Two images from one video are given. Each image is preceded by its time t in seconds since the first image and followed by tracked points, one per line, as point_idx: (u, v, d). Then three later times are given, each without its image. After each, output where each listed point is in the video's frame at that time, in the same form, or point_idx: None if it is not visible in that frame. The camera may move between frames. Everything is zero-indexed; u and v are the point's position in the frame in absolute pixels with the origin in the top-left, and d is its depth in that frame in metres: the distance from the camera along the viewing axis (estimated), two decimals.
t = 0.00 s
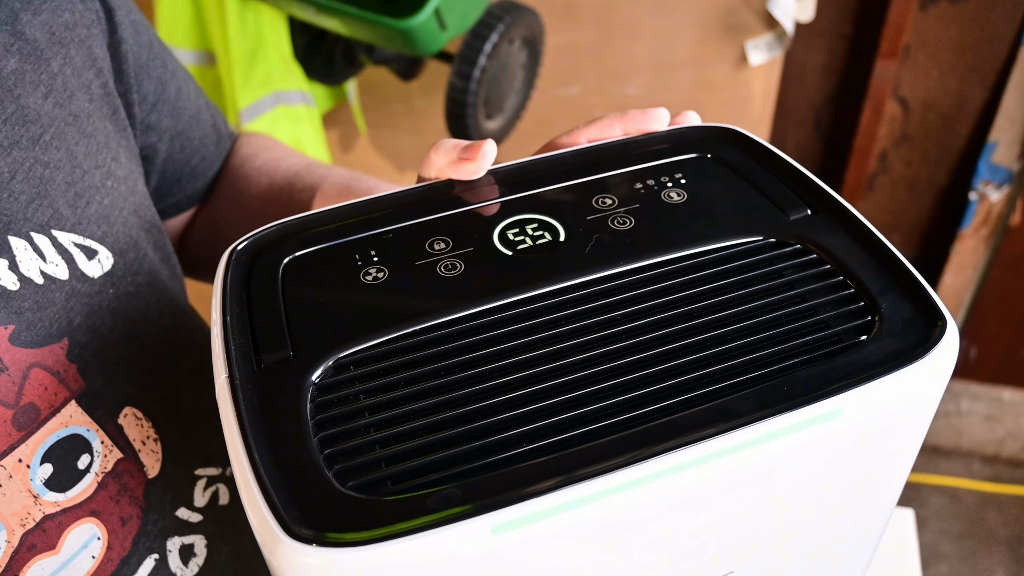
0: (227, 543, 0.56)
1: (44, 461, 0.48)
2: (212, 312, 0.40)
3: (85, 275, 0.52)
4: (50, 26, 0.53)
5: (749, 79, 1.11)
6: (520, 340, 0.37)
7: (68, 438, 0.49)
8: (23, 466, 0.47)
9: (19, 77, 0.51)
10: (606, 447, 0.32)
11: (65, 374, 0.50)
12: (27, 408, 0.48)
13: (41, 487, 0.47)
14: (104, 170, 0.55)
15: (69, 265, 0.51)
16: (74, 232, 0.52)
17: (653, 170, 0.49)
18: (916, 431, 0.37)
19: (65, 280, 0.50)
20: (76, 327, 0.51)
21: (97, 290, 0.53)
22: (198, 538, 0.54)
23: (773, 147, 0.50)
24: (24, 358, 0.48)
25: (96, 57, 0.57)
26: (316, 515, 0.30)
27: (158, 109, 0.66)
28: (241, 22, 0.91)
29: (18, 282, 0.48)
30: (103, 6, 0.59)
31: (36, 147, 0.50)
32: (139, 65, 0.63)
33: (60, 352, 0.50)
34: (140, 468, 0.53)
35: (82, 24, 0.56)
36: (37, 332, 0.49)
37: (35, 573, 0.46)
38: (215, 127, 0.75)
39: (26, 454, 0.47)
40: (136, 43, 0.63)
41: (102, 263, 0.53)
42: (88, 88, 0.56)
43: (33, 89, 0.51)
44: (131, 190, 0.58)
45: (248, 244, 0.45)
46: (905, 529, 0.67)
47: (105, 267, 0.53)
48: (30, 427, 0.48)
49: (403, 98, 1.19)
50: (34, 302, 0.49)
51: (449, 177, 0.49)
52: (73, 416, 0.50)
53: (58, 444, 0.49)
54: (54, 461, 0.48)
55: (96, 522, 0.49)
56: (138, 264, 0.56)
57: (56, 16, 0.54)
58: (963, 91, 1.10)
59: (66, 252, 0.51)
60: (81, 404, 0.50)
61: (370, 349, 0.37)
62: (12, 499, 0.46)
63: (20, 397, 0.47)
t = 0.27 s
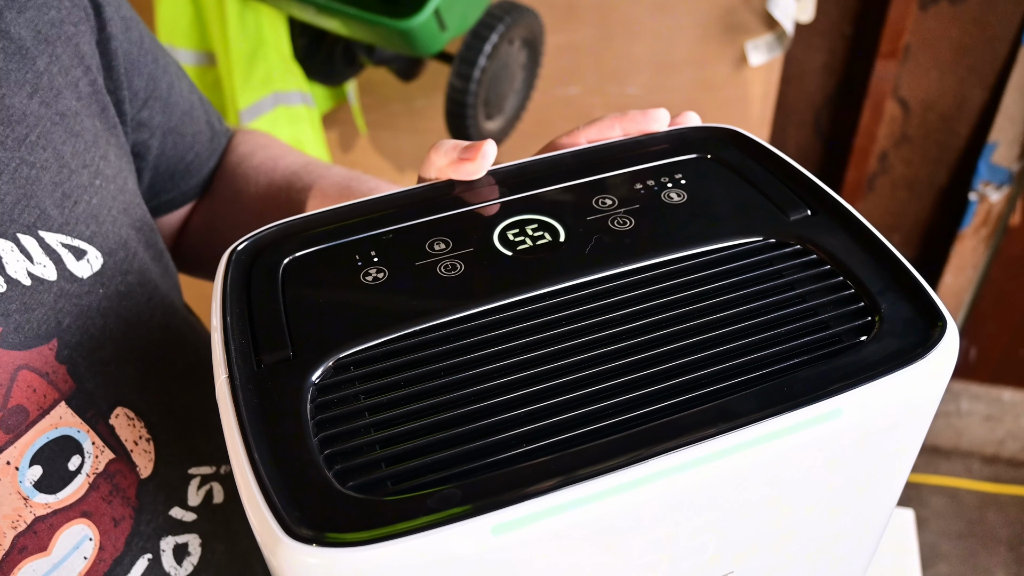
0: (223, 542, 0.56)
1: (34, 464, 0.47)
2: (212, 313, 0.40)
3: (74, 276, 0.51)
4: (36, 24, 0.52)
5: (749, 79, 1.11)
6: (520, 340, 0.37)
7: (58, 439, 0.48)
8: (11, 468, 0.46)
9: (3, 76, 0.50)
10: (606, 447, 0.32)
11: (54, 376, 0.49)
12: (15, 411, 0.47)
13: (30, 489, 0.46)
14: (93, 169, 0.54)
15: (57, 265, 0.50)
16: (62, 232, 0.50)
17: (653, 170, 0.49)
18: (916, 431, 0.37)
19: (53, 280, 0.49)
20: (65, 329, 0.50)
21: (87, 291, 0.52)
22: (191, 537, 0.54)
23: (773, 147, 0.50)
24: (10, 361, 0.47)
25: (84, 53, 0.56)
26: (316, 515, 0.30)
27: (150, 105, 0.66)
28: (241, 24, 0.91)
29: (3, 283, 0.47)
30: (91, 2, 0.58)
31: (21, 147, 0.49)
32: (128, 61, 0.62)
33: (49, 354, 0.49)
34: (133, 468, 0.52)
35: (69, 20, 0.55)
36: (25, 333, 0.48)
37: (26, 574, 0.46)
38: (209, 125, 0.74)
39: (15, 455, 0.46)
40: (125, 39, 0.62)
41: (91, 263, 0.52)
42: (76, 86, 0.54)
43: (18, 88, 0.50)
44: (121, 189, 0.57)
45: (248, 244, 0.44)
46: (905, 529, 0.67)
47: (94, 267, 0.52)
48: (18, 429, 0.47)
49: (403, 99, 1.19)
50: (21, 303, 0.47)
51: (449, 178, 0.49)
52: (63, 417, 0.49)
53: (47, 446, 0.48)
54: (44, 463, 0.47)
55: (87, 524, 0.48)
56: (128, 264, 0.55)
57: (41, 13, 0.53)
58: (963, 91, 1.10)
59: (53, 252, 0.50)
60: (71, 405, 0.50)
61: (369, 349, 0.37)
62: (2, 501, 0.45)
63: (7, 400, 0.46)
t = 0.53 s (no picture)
0: (218, 538, 0.56)
1: (25, 464, 0.47)
2: (212, 313, 0.40)
3: (64, 274, 0.51)
4: (23, 20, 0.52)
5: (749, 79, 1.11)
6: (520, 340, 0.37)
7: (50, 439, 0.48)
8: (3, 468, 0.46)
9: None
10: (606, 447, 0.32)
11: (45, 375, 0.49)
12: (6, 410, 0.46)
13: (23, 489, 0.46)
14: (82, 166, 0.54)
15: (47, 263, 0.49)
16: (51, 230, 0.50)
17: (653, 170, 0.49)
18: (916, 431, 0.37)
19: (43, 279, 0.49)
20: (56, 327, 0.50)
21: (77, 289, 0.52)
22: (188, 534, 0.54)
23: (773, 147, 0.50)
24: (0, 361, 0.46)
25: (73, 50, 0.56)
26: (317, 515, 0.30)
27: (142, 101, 0.66)
28: (241, 25, 0.91)
29: None
30: None
31: (9, 145, 0.49)
32: (120, 55, 0.63)
33: (39, 353, 0.49)
34: (127, 466, 0.52)
35: (58, 16, 0.55)
36: (14, 333, 0.47)
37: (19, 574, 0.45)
38: (202, 120, 0.74)
39: (7, 456, 0.46)
40: (116, 34, 0.62)
41: (82, 261, 0.52)
42: (65, 82, 0.54)
43: (5, 85, 0.50)
44: (111, 185, 0.57)
45: (248, 244, 0.44)
46: (905, 530, 0.67)
47: (85, 265, 0.52)
48: (9, 429, 0.46)
49: (403, 99, 1.19)
50: (10, 302, 0.47)
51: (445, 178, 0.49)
52: (55, 417, 0.49)
53: (39, 445, 0.47)
54: (36, 463, 0.47)
55: (82, 523, 0.48)
56: (119, 260, 0.55)
57: (28, 9, 0.52)
58: (963, 91, 1.10)
59: (43, 250, 0.49)
60: (63, 404, 0.49)
61: (370, 349, 0.37)
62: None
63: None
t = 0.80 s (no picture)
0: (218, 532, 0.55)
1: (24, 461, 0.47)
2: (212, 313, 0.40)
3: (61, 272, 0.51)
4: (20, 18, 0.52)
5: (749, 79, 1.11)
6: (521, 340, 0.37)
7: (48, 436, 0.48)
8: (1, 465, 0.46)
9: None
10: (606, 447, 0.32)
11: (42, 373, 0.49)
12: (4, 408, 0.46)
13: (22, 486, 0.46)
14: (79, 164, 0.54)
15: (44, 262, 0.49)
16: (48, 228, 0.50)
17: (653, 170, 0.49)
18: (916, 431, 0.37)
19: (40, 277, 0.49)
20: (54, 325, 0.50)
21: (75, 287, 0.51)
22: (187, 529, 0.53)
23: (773, 147, 0.50)
24: None
25: (70, 48, 0.56)
26: (317, 515, 0.30)
27: (140, 99, 0.66)
28: (241, 25, 0.91)
29: None
30: None
31: (5, 144, 0.49)
32: (117, 54, 0.62)
33: (36, 351, 0.48)
34: (125, 462, 0.52)
35: (54, 14, 0.55)
36: (11, 331, 0.47)
37: (18, 570, 0.46)
38: (200, 117, 0.74)
39: (6, 453, 0.46)
40: (113, 32, 0.62)
41: (79, 259, 0.52)
42: (62, 80, 0.54)
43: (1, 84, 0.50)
44: (108, 183, 0.57)
45: (248, 244, 0.44)
46: (904, 530, 0.67)
47: (82, 262, 0.52)
48: (7, 427, 0.47)
49: (403, 99, 1.19)
50: (7, 301, 0.47)
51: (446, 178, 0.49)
52: (53, 414, 0.49)
53: (37, 442, 0.47)
54: (35, 460, 0.47)
55: (81, 518, 0.48)
56: (116, 258, 0.55)
57: (25, 8, 0.52)
58: (963, 90, 1.10)
59: (40, 248, 0.49)
60: (61, 401, 0.49)
61: (370, 349, 0.37)
62: None
63: None
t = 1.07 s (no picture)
0: (215, 531, 0.55)
1: (20, 455, 0.47)
2: (212, 313, 0.40)
3: (59, 268, 0.50)
4: (19, 14, 0.52)
5: (749, 78, 1.11)
6: (521, 340, 0.37)
7: (44, 431, 0.48)
8: None
9: None
10: (606, 447, 0.32)
11: (39, 367, 0.49)
12: None
13: (17, 480, 0.46)
14: (78, 160, 0.53)
15: (41, 257, 0.49)
16: (46, 224, 0.50)
17: (653, 170, 0.49)
18: (916, 431, 0.37)
19: (38, 273, 0.49)
20: (51, 320, 0.50)
21: (72, 282, 0.51)
22: (183, 526, 0.53)
23: (773, 148, 0.50)
24: None
25: (70, 45, 0.55)
26: (316, 515, 0.30)
27: (141, 95, 0.65)
28: (241, 25, 0.91)
29: None
30: None
31: (3, 139, 0.49)
32: (117, 50, 0.62)
33: (34, 346, 0.49)
34: (121, 459, 0.52)
35: (55, 10, 0.54)
36: (9, 325, 0.47)
37: (13, 565, 0.46)
38: (202, 114, 0.74)
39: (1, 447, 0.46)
40: (115, 28, 0.61)
41: (77, 255, 0.52)
42: (61, 76, 0.54)
43: None
44: (108, 179, 0.56)
45: (248, 244, 0.44)
46: (904, 531, 0.67)
47: (80, 258, 0.52)
48: (4, 420, 0.47)
49: (403, 99, 1.19)
50: (5, 295, 0.47)
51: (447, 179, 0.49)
52: (50, 409, 0.49)
53: (34, 437, 0.48)
54: (31, 454, 0.47)
55: (75, 514, 0.48)
56: (115, 255, 0.55)
57: (24, 4, 0.52)
58: (963, 90, 1.10)
59: (38, 244, 0.49)
60: (58, 397, 0.49)
61: (370, 349, 0.37)
62: None
63: None
